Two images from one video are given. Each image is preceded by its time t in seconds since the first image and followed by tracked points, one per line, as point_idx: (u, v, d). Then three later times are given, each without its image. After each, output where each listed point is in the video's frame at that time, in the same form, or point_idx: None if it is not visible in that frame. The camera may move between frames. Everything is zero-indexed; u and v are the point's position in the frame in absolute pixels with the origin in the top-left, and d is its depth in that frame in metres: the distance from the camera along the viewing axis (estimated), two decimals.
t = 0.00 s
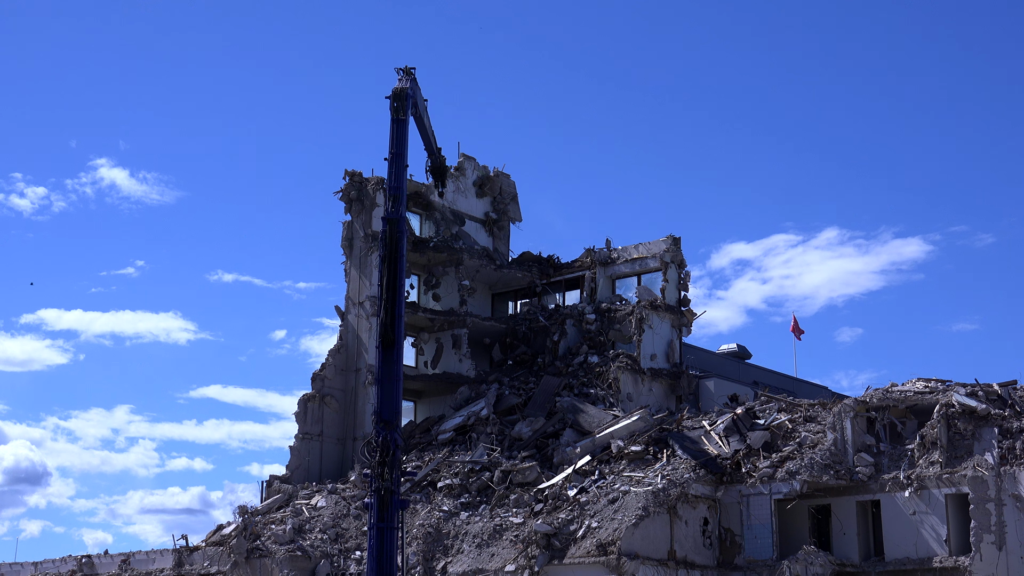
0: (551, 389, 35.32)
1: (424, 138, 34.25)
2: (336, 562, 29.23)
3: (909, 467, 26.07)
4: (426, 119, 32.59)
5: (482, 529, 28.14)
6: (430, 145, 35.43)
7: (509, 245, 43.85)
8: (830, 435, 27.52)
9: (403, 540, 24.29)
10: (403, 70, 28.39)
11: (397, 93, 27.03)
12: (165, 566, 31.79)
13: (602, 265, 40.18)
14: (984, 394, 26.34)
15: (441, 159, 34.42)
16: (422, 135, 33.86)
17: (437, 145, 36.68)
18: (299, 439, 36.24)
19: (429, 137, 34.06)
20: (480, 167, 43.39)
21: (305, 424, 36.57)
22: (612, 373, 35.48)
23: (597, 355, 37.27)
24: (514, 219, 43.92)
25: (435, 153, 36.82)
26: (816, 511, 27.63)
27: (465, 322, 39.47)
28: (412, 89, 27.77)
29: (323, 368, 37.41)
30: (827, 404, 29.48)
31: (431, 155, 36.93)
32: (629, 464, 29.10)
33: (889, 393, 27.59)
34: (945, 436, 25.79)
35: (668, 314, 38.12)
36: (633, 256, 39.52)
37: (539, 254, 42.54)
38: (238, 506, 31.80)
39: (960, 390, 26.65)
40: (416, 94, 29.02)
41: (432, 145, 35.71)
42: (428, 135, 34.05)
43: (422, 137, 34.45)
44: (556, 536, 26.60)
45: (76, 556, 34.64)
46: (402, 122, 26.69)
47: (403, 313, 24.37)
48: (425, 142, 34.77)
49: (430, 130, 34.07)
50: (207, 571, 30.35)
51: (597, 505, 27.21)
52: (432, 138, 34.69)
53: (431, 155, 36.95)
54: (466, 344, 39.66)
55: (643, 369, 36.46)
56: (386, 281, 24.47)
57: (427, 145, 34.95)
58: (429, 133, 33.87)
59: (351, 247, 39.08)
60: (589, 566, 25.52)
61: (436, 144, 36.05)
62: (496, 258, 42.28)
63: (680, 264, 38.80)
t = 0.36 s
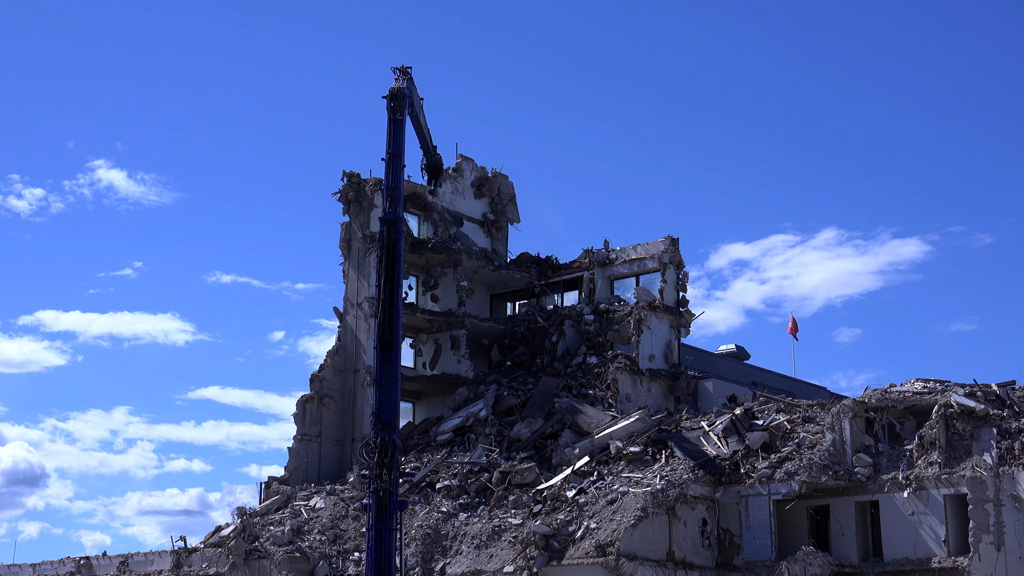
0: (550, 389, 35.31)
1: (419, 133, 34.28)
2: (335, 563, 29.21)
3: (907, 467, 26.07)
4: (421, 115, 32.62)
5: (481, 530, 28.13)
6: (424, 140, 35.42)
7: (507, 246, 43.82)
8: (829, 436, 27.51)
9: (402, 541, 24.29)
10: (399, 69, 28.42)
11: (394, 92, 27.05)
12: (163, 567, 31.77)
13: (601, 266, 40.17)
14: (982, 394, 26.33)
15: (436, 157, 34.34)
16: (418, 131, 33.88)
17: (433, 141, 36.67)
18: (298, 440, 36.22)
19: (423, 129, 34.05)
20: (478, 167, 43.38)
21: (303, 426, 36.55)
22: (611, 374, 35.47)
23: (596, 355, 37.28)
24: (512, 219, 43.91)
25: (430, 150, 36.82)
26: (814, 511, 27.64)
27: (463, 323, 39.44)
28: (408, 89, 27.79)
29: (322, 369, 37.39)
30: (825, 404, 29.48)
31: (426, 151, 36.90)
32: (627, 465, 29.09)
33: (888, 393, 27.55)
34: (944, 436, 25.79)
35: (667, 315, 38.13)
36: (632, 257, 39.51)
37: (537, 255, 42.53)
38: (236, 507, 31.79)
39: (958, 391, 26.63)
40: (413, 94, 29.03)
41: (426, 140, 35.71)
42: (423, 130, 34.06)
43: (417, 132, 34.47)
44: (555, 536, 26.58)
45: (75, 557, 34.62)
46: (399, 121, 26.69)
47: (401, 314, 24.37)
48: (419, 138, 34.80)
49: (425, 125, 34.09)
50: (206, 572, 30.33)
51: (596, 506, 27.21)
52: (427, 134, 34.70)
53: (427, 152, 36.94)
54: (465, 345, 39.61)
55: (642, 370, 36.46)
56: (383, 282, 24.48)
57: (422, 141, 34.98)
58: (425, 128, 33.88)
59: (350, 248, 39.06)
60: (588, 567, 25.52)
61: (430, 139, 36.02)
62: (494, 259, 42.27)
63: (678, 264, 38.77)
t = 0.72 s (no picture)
0: (548, 389, 35.32)
1: (414, 134, 34.34)
2: (333, 562, 29.20)
3: (905, 467, 26.07)
4: (418, 117, 32.70)
5: (479, 530, 28.13)
6: (419, 140, 35.50)
7: (506, 246, 43.83)
8: (827, 436, 27.52)
9: (399, 541, 24.28)
10: (397, 71, 28.44)
11: (394, 95, 27.12)
12: (161, 567, 31.76)
13: (599, 266, 40.16)
14: (980, 395, 26.35)
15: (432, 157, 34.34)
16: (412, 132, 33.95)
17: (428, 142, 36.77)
18: (296, 440, 36.21)
19: (420, 130, 34.10)
20: (477, 167, 43.38)
21: (301, 425, 36.54)
22: (609, 374, 35.47)
23: (594, 355, 37.30)
24: (510, 219, 43.93)
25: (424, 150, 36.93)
26: (812, 512, 27.65)
27: (461, 323, 39.41)
28: (406, 91, 27.84)
29: (320, 369, 37.36)
30: (824, 404, 29.49)
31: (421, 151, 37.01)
32: (625, 465, 29.08)
33: (886, 394, 27.55)
34: (941, 436, 25.82)
35: (665, 315, 38.14)
36: (630, 256, 39.50)
37: (535, 255, 42.51)
38: (234, 507, 31.80)
39: (956, 391, 26.65)
40: (411, 95, 29.06)
41: (422, 141, 35.79)
42: (419, 131, 34.05)
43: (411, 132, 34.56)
44: (552, 536, 26.59)
45: (72, 557, 34.60)
46: (397, 122, 26.69)
47: (399, 314, 24.35)
48: (414, 138, 34.87)
49: (420, 126, 34.14)
50: (203, 571, 30.31)
51: (593, 506, 27.21)
52: (422, 134, 34.75)
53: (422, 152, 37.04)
54: (463, 345, 39.58)
55: (640, 370, 36.47)
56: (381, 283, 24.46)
57: (418, 142, 34.97)
58: (420, 129, 33.95)
59: (348, 247, 39.03)
60: (586, 567, 25.52)
61: (426, 140, 36.14)
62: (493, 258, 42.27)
63: (677, 264, 38.77)
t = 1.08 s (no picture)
0: (547, 388, 35.32)
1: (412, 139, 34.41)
2: (331, 560, 29.20)
3: (904, 467, 26.07)
4: (416, 121, 32.76)
5: (477, 528, 28.13)
6: (416, 146, 35.52)
7: (505, 244, 43.81)
8: (825, 436, 27.52)
9: (397, 539, 24.29)
10: (396, 73, 28.43)
11: (393, 96, 27.13)
12: (160, 564, 31.75)
13: (598, 265, 40.15)
14: (979, 395, 26.36)
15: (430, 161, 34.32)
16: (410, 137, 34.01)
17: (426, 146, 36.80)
18: (295, 438, 36.21)
19: (417, 136, 34.18)
20: (476, 166, 43.35)
21: (300, 423, 36.54)
22: (609, 373, 35.47)
23: (593, 354, 37.30)
24: (509, 218, 43.91)
25: (422, 155, 36.97)
26: (810, 511, 27.67)
27: (460, 321, 39.39)
28: (405, 92, 27.84)
29: (319, 367, 37.35)
30: (822, 404, 29.48)
31: (419, 157, 37.03)
32: (624, 464, 29.08)
33: (884, 393, 27.56)
34: (940, 436, 25.83)
35: (664, 314, 38.15)
36: (629, 255, 39.50)
37: (534, 253, 42.47)
38: (233, 504, 31.80)
39: (955, 391, 26.65)
40: (410, 97, 29.06)
41: (420, 145, 35.85)
42: (416, 136, 34.01)
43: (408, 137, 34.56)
44: (551, 535, 26.59)
45: (70, 554, 34.57)
46: (397, 123, 26.67)
47: (398, 313, 24.35)
48: (413, 142, 34.84)
49: (418, 131, 34.19)
50: (202, 569, 30.29)
51: (592, 505, 27.21)
52: (420, 138, 34.77)
53: (418, 158, 37.12)
54: (462, 343, 39.61)
55: (639, 369, 36.47)
56: (380, 282, 24.44)
57: (416, 144, 34.94)
58: (418, 134, 34.00)
59: (347, 246, 39.00)
60: (584, 566, 25.53)
61: (424, 146, 36.11)
62: (492, 257, 42.27)
63: (676, 264, 38.78)
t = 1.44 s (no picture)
0: (546, 385, 35.32)
1: (411, 139, 34.38)
2: (331, 558, 29.21)
3: (903, 465, 26.07)
4: (415, 119, 32.75)
5: (477, 526, 28.13)
6: (416, 144, 35.47)
7: (504, 242, 43.80)
8: (825, 434, 27.49)
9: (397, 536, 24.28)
10: (396, 72, 28.41)
11: (392, 95, 27.11)
12: (160, 561, 31.74)
13: (598, 263, 40.14)
14: (979, 393, 26.33)
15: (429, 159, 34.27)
16: (409, 136, 33.99)
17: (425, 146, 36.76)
18: (295, 436, 36.21)
19: (416, 136, 34.16)
20: (476, 164, 43.33)
21: (300, 421, 36.54)
22: (608, 371, 35.46)
23: (592, 352, 37.28)
24: (509, 216, 43.89)
25: (422, 155, 36.95)
26: (810, 509, 27.68)
27: (460, 319, 39.38)
28: (405, 91, 27.83)
29: (319, 364, 37.35)
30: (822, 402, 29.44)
31: (418, 155, 36.97)
32: (624, 461, 29.07)
33: (884, 392, 27.53)
34: (939, 435, 25.82)
35: (664, 312, 38.13)
36: (629, 253, 39.45)
37: (534, 251, 42.44)
38: (232, 502, 31.80)
39: (954, 390, 26.62)
40: (409, 95, 29.04)
41: (419, 144, 35.80)
42: (416, 135, 33.96)
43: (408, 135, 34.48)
44: (550, 533, 26.59)
45: (71, 552, 34.57)
46: (396, 122, 26.65)
47: (398, 311, 24.33)
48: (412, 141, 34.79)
49: (418, 130, 34.17)
50: (202, 567, 30.26)
51: (592, 503, 27.21)
52: (419, 137, 34.74)
53: (418, 157, 37.09)
54: (462, 341, 39.62)
55: (639, 367, 36.46)
56: (380, 280, 24.42)
57: (416, 143, 34.89)
58: (417, 133, 33.98)
59: (347, 243, 38.98)
60: (584, 564, 25.52)
61: (422, 145, 36.06)
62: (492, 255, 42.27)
63: (676, 262, 38.76)
